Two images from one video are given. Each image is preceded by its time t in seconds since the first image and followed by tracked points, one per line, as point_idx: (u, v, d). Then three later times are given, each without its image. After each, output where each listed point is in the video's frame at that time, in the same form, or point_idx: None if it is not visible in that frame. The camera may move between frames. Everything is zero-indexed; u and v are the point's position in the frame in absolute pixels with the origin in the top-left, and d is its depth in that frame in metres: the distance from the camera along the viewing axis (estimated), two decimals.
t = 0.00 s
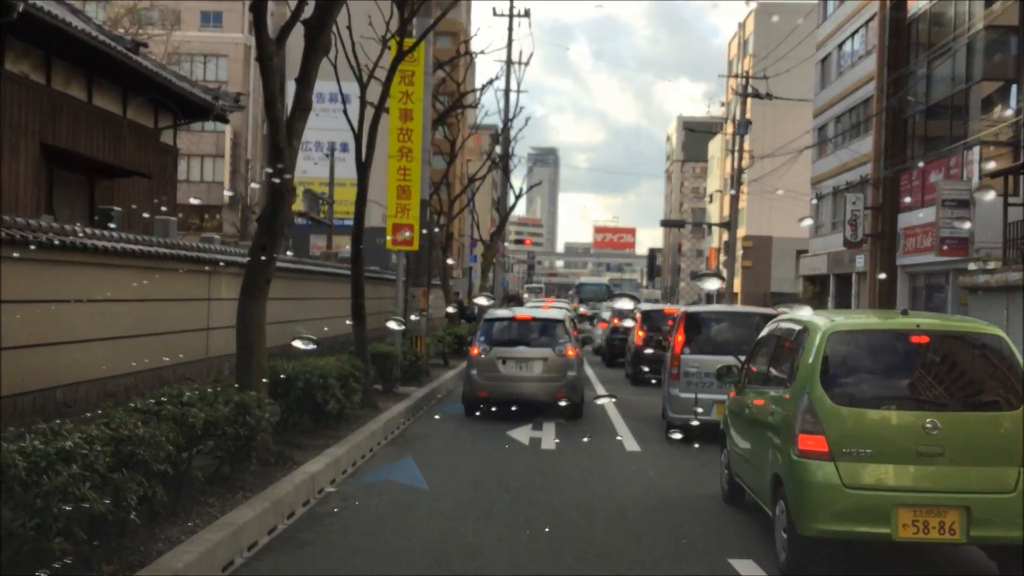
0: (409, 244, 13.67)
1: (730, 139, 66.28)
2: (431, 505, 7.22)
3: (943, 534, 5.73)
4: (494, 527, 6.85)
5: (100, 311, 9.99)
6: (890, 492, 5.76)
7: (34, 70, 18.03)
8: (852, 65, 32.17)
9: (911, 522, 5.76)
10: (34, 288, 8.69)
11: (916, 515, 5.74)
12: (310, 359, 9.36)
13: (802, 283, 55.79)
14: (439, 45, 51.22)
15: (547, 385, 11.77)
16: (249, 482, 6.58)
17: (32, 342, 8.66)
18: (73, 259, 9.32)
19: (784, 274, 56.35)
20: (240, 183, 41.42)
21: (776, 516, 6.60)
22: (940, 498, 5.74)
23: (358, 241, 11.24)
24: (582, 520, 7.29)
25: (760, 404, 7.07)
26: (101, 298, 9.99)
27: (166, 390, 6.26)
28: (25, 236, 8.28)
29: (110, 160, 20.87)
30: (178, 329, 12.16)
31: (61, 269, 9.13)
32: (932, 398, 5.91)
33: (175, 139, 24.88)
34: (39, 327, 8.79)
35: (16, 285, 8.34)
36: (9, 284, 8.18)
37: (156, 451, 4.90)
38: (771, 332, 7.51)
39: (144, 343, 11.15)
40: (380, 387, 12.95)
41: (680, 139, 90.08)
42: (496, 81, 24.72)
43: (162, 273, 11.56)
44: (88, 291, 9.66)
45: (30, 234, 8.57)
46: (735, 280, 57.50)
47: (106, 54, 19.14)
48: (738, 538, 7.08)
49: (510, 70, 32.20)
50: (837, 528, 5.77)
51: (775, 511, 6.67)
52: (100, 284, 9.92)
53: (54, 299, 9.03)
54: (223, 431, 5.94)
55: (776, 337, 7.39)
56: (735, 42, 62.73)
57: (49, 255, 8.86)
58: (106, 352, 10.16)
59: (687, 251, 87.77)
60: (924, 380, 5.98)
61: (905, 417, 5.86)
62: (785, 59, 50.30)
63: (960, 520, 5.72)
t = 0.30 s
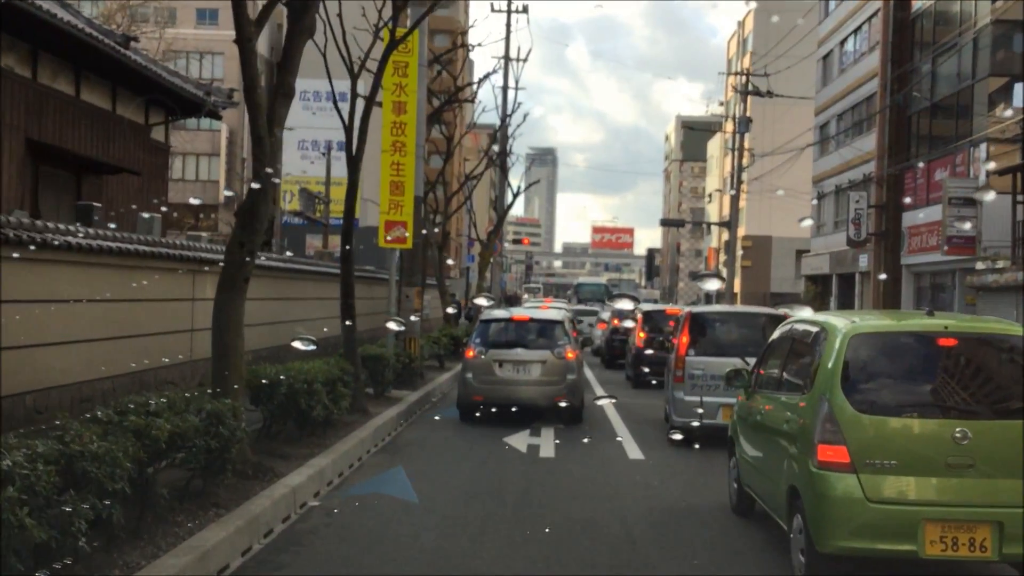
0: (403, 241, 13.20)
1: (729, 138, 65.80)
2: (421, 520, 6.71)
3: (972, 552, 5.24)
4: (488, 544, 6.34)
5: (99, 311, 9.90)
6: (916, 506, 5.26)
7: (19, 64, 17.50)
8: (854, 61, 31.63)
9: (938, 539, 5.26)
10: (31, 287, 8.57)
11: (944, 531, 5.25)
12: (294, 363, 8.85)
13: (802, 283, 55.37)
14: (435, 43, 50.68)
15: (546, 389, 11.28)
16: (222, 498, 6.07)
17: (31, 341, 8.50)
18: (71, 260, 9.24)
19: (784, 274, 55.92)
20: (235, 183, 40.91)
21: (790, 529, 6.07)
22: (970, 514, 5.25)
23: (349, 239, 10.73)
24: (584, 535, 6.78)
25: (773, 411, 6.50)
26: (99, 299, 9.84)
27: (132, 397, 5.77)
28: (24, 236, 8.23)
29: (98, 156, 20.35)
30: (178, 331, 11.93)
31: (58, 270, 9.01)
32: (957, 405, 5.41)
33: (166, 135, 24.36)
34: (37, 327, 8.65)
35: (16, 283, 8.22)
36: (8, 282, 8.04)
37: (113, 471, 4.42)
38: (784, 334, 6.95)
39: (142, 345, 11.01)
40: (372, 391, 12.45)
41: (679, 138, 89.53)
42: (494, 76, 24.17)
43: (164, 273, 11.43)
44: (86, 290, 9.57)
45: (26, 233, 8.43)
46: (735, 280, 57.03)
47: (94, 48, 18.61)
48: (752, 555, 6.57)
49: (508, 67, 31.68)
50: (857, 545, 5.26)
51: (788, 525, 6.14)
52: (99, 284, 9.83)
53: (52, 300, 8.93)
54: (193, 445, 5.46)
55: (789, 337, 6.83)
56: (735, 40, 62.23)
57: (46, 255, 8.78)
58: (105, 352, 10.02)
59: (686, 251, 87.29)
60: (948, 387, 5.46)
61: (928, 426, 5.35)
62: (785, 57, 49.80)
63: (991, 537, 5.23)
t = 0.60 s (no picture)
0: (396, 238, 12.66)
1: (728, 137, 65.40)
2: (412, 535, 6.24)
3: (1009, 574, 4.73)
4: (482, 560, 5.87)
5: (102, 312, 9.51)
6: (948, 523, 4.73)
7: (3, 57, 17.00)
8: (857, 58, 31.16)
9: (972, 559, 4.74)
10: (33, 286, 8.22)
11: (979, 550, 4.72)
12: (279, 365, 8.39)
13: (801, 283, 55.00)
14: (432, 40, 50.21)
15: (545, 392, 10.83)
16: (195, 512, 5.62)
17: (31, 340, 8.18)
18: (75, 259, 8.85)
19: (783, 274, 55.55)
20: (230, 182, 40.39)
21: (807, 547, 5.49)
22: (1007, 531, 4.73)
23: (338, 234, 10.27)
24: (586, 549, 6.30)
25: (787, 417, 5.93)
26: (100, 298, 9.41)
27: (97, 404, 5.35)
28: (26, 235, 7.86)
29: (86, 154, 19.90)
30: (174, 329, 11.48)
31: (60, 268, 8.62)
32: (986, 413, 4.91)
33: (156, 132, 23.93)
34: (35, 329, 8.28)
35: (14, 282, 7.87)
36: (5, 282, 7.69)
37: (61, 490, 4.02)
38: (800, 334, 6.38)
39: (148, 343, 10.67)
40: (364, 394, 11.99)
41: (677, 137, 89.11)
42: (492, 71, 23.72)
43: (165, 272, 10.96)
44: (91, 291, 9.17)
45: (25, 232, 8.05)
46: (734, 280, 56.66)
47: (80, 41, 18.12)
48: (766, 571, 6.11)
49: (506, 64, 31.23)
50: (883, 567, 4.72)
51: (805, 542, 5.56)
52: (103, 284, 9.45)
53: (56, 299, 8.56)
54: (162, 458, 5.03)
55: (804, 340, 6.25)
56: (734, 39, 61.82)
57: (49, 254, 8.39)
58: (109, 351, 9.68)
59: (684, 251, 86.93)
60: (975, 392, 4.98)
61: (956, 436, 4.84)
62: (785, 55, 49.39)
63: None
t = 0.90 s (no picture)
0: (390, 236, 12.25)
1: (727, 136, 64.96)
2: (398, 554, 5.75)
3: None
4: None
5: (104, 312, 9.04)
6: (990, 547, 4.15)
7: None
8: (859, 54, 30.72)
9: None
10: (35, 286, 7.76)
11: None
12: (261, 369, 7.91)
13: (800, 283, 54.56)
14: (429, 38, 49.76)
15: (543, 396, 10.37)
16: (160, 532, 5.14)
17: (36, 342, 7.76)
18: (75, 258, 8.39)
19: (782, 274, 55.11)
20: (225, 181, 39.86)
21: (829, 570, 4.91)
22: None
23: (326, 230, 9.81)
24: (589, 567, 5.81)
25: (808, 427, 5.35)
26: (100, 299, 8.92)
27: (53, 414, 4.89)
28: (25, 235, 7.40)
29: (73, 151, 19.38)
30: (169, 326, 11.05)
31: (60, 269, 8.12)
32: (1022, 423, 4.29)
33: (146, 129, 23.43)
34: (37, 329, 7.82)
35: (16, 283, 7.41)
36: (5, 283, 7.25)
37: None
38: (821, 334, 5.77)
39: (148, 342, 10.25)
40: (355, 397, 11.50)
41: (674, 137, 88.68)
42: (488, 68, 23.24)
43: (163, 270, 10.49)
44: (92, 292, 8.70)
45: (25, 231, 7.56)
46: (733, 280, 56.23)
47: (65, 34, 17.60)
48: None
49: (502, 60, 30.77)
50: None
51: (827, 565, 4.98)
52: (108, 285, 8.98)
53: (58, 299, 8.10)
54: (121, 473, 4.59)
55: (826, 342, 5.65)
56: (732, 37, 61.42)
57: (50, 253, 7.93)
58: (113, 351, 9.24)
59: (682, 251, 86.50)
60: (1007, 400, 4.36)
61: (989, 448, 4.23)
62: (784, 53, 48.94)
63: None
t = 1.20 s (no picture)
0: (382, 231, 11.82)
1: (726, 134, 64.47)
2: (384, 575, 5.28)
3: None
4: None
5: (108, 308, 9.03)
6: None
7: None
8: (862, 49, 30.27)
9: None
10: (37, 286, 7.62)
11: None
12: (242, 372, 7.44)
13: (800, 282, 54.11)
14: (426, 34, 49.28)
15: (542, 399, 9.92)
16: (121, 554, 4.70)
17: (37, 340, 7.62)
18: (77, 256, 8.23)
19: (781, 273, 54.68)
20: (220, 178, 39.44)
21: None
22: None
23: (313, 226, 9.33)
24: None
25: (833, 438, 4.77)
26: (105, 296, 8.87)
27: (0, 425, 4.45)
28: (28, 234, 7.31)
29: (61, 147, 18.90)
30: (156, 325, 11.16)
31: (64, 266, 8.02)
32: None
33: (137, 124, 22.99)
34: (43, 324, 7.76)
35: (17, 282, 7.31)
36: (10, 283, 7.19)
37: None
38: (845, 335, 5.18)
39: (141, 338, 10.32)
40: (344, 400, 11.03)
41: (673, 135, 88.18)
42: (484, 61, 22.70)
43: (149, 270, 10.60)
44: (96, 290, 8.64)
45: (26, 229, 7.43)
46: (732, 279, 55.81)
47: (50, 26, 17.10)
48: None
49: (500, 56, 30.32)
50: None
51: None
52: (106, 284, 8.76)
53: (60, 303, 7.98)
54: (73, 491, 4.17)
55: (850, 343, 5.07)
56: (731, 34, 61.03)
57: (51, 252, 7.79)
58: (110, 352, 9.01)
59: (680, 250, 85.99)
60: None
61: None
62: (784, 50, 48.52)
63: None
